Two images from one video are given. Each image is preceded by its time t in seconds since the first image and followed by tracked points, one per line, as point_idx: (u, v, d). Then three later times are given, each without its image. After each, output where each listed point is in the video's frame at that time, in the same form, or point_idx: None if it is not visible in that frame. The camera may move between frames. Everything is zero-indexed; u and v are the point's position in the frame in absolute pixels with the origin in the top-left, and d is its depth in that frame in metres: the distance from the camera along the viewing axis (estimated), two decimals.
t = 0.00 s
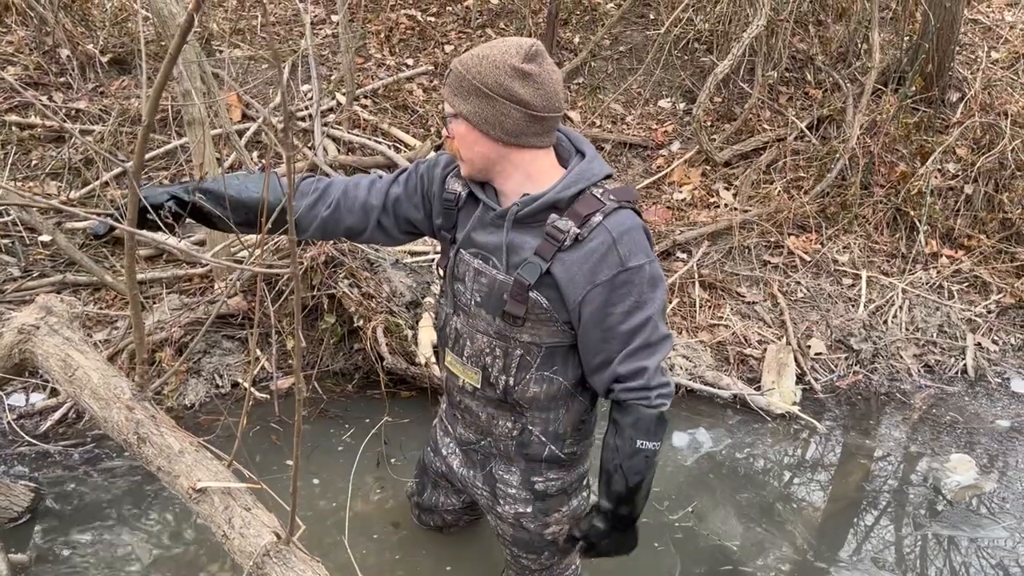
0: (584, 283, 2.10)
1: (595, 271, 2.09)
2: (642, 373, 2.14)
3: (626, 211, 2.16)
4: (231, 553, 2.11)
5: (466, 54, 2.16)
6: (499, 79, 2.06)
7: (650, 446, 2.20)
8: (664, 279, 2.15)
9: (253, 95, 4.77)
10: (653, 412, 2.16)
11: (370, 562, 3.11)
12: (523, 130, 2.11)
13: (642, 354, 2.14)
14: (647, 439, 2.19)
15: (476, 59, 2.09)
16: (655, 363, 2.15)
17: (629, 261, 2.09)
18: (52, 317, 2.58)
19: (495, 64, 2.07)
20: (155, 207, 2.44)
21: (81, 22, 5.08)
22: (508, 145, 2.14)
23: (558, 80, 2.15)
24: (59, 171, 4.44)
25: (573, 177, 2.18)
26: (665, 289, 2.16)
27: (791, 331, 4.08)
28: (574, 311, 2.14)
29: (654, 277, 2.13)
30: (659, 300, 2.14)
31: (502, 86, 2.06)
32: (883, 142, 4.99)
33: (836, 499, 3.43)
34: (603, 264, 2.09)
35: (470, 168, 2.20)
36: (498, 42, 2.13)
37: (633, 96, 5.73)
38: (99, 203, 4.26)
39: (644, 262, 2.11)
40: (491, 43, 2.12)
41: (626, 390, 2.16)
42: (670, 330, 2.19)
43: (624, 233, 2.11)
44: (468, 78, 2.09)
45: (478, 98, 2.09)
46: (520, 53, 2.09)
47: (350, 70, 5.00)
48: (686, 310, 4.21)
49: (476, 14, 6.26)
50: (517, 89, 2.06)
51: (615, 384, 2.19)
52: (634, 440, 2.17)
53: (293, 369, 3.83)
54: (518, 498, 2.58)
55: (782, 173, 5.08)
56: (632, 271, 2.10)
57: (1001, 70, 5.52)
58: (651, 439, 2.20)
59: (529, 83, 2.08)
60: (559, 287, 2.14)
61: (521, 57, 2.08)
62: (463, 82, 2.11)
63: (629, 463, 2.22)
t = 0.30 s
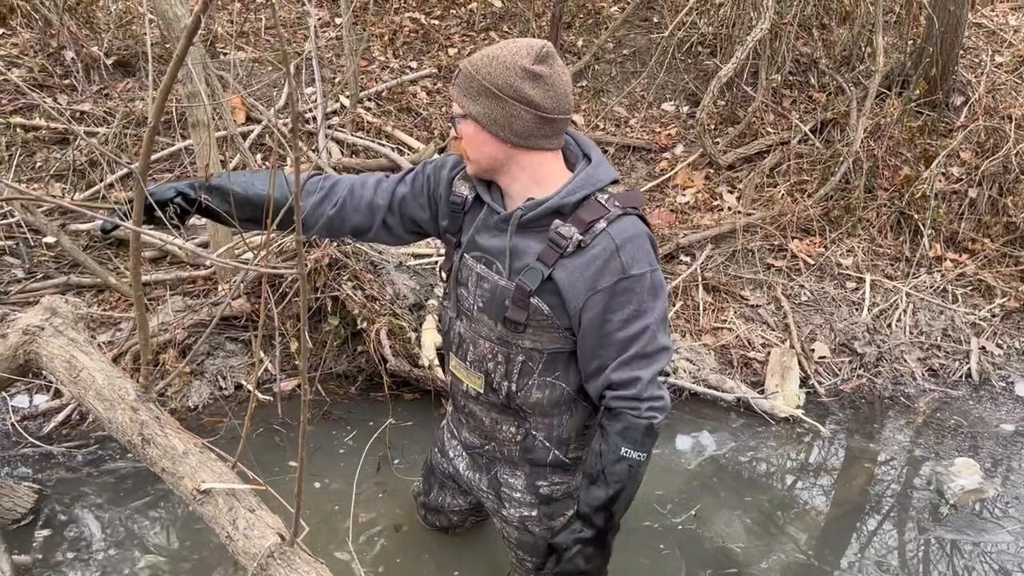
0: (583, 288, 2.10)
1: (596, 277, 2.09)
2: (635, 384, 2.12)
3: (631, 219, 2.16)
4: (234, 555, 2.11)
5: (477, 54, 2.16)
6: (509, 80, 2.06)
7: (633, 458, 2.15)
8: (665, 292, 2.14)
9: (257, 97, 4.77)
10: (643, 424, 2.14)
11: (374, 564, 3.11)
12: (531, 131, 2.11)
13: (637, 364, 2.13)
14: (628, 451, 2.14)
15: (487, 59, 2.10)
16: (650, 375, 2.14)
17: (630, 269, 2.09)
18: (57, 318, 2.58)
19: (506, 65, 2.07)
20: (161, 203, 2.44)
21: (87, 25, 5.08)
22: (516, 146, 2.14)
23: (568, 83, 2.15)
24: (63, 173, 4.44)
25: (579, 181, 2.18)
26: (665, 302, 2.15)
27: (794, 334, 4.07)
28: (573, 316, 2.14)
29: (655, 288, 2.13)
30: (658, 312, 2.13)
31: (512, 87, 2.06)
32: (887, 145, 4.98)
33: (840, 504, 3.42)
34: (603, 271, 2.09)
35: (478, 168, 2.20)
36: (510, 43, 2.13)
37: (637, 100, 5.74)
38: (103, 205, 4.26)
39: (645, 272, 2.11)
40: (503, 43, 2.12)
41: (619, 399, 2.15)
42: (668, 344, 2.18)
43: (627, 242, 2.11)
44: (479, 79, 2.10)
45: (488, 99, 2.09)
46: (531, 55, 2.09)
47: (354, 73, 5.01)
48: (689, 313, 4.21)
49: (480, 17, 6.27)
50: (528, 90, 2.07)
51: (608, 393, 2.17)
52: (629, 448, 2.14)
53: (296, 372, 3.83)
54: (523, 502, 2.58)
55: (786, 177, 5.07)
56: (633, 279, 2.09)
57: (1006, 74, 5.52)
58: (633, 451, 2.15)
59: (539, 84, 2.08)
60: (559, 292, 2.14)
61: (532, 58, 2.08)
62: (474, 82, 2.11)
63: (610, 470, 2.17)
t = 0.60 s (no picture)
0: (593, 293, 2.10)
1: (606, 282, 2.09)
2: (647, 389, 2.12)
3: (642, 223, 2.16)
4: (242, 557, 2.12)
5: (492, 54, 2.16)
6: (525, 80, 2.07)
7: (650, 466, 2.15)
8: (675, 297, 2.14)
9: (266, 100, 4.79)
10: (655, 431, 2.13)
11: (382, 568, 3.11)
12: (544, 132, 2.11)
13: (648, 370, 2.12)
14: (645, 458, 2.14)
15: (503, 59, 2.10)
16: (661, 381, 2.14)
17: (641, 274, 2.09)
18: (67, 320, 2.60)
19: (523, 65, 2.08)
20: (173, 204, 2.49)
21: (98, 28, 5.10)
22: (529, 148, 2.14)
23: (583, 86, 2.15)
24: (74, 175, 4.47)
25: (589, 184, 2.18)
26: (676, 307, 2.15)
27: (802, 339, 4.06)
28: (584, 322, 2.14)
29: (666, 293, 2.13)
30: (669, 317, 2.13)
31: (526, 88, 2.06)
32: (896, 149, 4.95)
33: (848, 509, 3.41)
34: (614, 276, 2.09)
35: (489, 168, 2.20)
36: (526, 45, 2.13)
37: (645, 103, 5.73)
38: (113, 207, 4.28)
39: (656, 277, 2.11)
40: (519, 45, 2.12)
41: (630, 405, 2.14)
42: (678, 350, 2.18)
43: (637, 247, 2.11)
44: (493, 79, 2.10)
45: (503, 98, 2.09)
46: (546, 58, 2.10)
47: (362, 76, 5.02)
48: (697, 317, 4.20)
49: (488, 21, 6.28)
50: (543, 92, 2.07)
51: (620, 399, 2.17)
52: (643, 455, 2.14)
53: (304, 374, 3.84)
54: (530, 507, 2.58)
55: (794, 181, 5.06)
56: (644, 285, 2.09)
57: (1016, 77, 5.50)
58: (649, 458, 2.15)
59: (554, 86, 2.08)
60: (569, 297, 2.14)
61: (547, 60, 2.09)
62: (488, 82, 2.12)
63: (627, 479, 2.16)
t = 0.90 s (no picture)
0: (613, 294, 2.09)
1: (626, 283, 2.08)
2: (667, 392, 2.10)
3: (662, 223, 2.15)
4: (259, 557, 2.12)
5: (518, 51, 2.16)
6: (551, 77, 2.07)
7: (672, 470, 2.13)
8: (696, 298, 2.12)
9: (284, 101, 4.81)
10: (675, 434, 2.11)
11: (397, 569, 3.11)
12: (566, 130, 2.11)
13: (669, 372, 2.10)
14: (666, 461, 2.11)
15: (529, 56, 2.10)
16: (682, 384, 2.12)
17: (661, 275, 2.07)
18: (87, 320, 2.61)
19: (550, 62, 2.08)
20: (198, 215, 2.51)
21: (119, 29, 5.13)
22: (550, 145, 2.14)
23: (608, 87, 2.15)
24: (94, 175, 4.50)
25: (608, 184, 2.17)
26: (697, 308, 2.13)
27: (821, 343, 4.03)
28: (603, 323, 2.13)
29: (687, 294, 2.11)
30: (690, 319, 2.11)
31: (551, 85, 2.07)
32: (917, 152, 4.90)
33: (867, 515, 3.38)
34: (634, 276, 2.08)
35: (509, 164, 2.19)
36: (553, 44, 2.14)
37: (663, 105, 5.71)
38: (133, 207, 4.31)
39: (677, 278, 2.09)
40: (546, 44, 2.13)
41: (650, 407, 2.12)
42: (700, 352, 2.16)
43: (658, 248, 2.09)
44: (518, 75, 2.10)
45: (527, 94, 2.09)
46: (573, 57, 2.10)
47: (381, 77, 5.03)
48: (715, 320, 4.18)
49: (506, 22, 6.28)
50: (568, 90, 2.07)
51: (640, 401, 2.15)
52: (664, 459, 2.12)
53: (321, 375, 3.85)
54: (547, 511, 2.57)
55: (813, 184, 5.02)
56: (664, 285, 2.07)
57: None
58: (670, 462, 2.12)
59: (580, 85, 2.08)
60: (588, 298, 2.13)
61: (574, 59, 2.09)
62: (513, 78, 2.11)
63: (648, 483, 2.14)
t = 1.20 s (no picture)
0: (634, 292, 2.08)
1: (647, 280, 2.07)
2: (686, 392, 2.08)
3: (684, 222, 2.13)
4: (278, 555, 2.13)
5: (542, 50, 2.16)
6: (572, 73, 2.06)
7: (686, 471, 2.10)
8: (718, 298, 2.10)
9: (308, 101, 4.82)
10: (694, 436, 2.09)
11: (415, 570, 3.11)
12: (586, 127, 2.09)
13: (689, 373, 2.08)
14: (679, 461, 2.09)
15: (552, 54, 2.10)
16: (702, 385, 2.09)
17: (682, 273, 2.06)
18: (111, 316, 2.63)
19: (571, 60, 2.08)
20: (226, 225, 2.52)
21: (146, 29, 5.17)
22: (571, 142, 2.12)
23: (631, 85, 2.13)
24: (121, 173, 4.54)
25: (630, 182, 2.15)
26: (719, 308, 2.10)
27: (847, 347, 3.98)
28: (624, 321, 2.12)
29: (709, 293, 2.09)
30: (711, 318, 2.09)
31: (572, 81, 2.06)
32: (946, 154, 4.83)
33: (891, 522, 3.33)
34: (655, 274, 2.06)
35: (531, 161, 2.18)
36: (577, 42, 2.13)
37: (687, 106, 5.67)
38: (158, 205, 4.34)
39: (699, 277, 2.07)
40: (570, 42, 2.13)
41: (669, 407, 2.10)
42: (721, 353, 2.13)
43: (680, 246, 2.07)
44: (541, 73, 2.10)
45: (548, 91, 2.08)
46: (595, 54, 2.09)
47: (405, 77, 5.04)
48: (738, 324, 4.14)
49: (530, 23, 6.27)
50: (589, 86, 2.06)
51: (659, 401, 2.13)
52: (680, 460, 2.09)
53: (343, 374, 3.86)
54: (568, 513, 2.56)
55: (839, 186, 4.97)
56: (685, 284, 2.06)
57: None
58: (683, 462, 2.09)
59: (601, 81, 2.07)
60: (609, 296, 2.12)
61: (596, 56, 2.08)
62: (535, 75, 2.11)
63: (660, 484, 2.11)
